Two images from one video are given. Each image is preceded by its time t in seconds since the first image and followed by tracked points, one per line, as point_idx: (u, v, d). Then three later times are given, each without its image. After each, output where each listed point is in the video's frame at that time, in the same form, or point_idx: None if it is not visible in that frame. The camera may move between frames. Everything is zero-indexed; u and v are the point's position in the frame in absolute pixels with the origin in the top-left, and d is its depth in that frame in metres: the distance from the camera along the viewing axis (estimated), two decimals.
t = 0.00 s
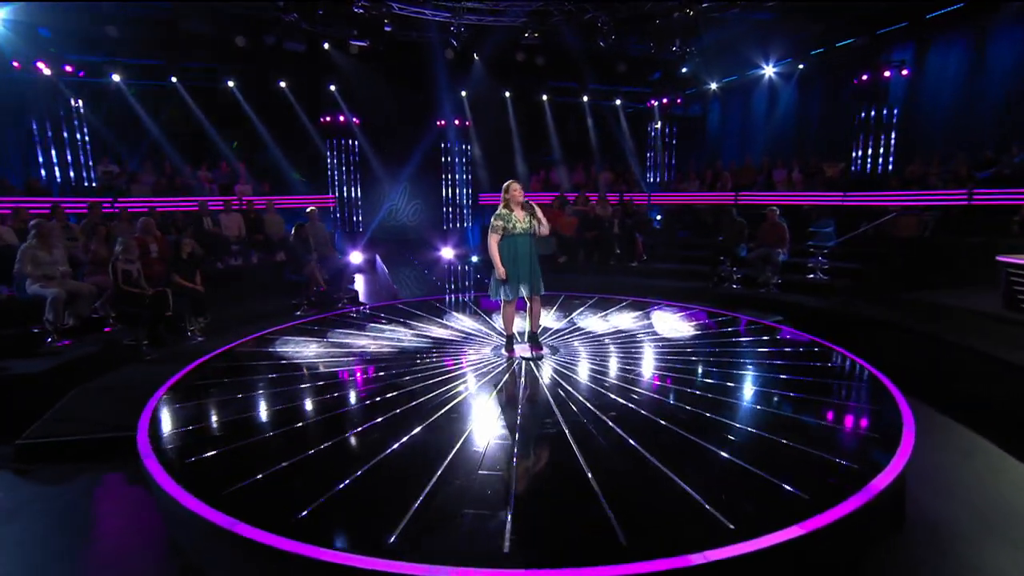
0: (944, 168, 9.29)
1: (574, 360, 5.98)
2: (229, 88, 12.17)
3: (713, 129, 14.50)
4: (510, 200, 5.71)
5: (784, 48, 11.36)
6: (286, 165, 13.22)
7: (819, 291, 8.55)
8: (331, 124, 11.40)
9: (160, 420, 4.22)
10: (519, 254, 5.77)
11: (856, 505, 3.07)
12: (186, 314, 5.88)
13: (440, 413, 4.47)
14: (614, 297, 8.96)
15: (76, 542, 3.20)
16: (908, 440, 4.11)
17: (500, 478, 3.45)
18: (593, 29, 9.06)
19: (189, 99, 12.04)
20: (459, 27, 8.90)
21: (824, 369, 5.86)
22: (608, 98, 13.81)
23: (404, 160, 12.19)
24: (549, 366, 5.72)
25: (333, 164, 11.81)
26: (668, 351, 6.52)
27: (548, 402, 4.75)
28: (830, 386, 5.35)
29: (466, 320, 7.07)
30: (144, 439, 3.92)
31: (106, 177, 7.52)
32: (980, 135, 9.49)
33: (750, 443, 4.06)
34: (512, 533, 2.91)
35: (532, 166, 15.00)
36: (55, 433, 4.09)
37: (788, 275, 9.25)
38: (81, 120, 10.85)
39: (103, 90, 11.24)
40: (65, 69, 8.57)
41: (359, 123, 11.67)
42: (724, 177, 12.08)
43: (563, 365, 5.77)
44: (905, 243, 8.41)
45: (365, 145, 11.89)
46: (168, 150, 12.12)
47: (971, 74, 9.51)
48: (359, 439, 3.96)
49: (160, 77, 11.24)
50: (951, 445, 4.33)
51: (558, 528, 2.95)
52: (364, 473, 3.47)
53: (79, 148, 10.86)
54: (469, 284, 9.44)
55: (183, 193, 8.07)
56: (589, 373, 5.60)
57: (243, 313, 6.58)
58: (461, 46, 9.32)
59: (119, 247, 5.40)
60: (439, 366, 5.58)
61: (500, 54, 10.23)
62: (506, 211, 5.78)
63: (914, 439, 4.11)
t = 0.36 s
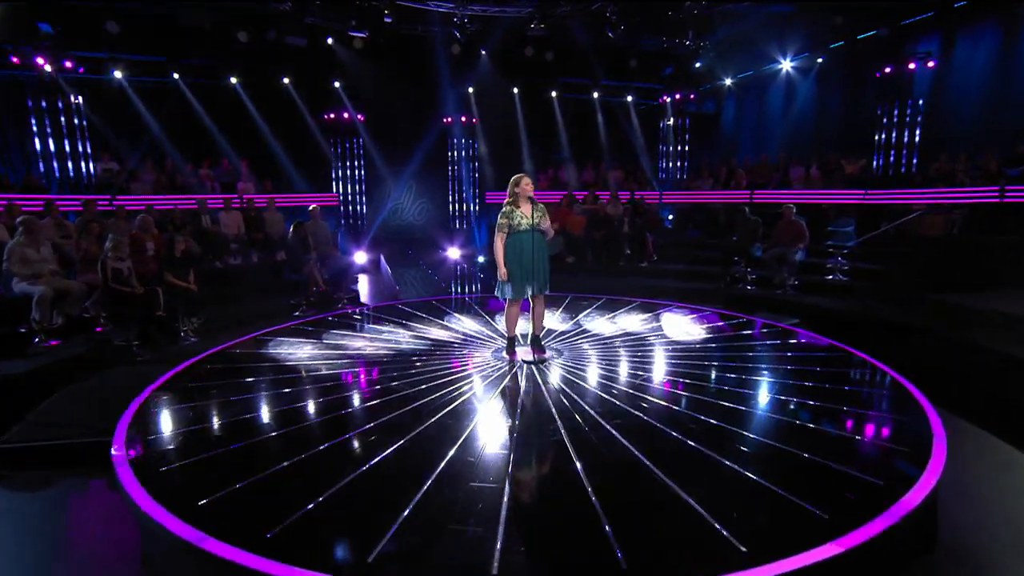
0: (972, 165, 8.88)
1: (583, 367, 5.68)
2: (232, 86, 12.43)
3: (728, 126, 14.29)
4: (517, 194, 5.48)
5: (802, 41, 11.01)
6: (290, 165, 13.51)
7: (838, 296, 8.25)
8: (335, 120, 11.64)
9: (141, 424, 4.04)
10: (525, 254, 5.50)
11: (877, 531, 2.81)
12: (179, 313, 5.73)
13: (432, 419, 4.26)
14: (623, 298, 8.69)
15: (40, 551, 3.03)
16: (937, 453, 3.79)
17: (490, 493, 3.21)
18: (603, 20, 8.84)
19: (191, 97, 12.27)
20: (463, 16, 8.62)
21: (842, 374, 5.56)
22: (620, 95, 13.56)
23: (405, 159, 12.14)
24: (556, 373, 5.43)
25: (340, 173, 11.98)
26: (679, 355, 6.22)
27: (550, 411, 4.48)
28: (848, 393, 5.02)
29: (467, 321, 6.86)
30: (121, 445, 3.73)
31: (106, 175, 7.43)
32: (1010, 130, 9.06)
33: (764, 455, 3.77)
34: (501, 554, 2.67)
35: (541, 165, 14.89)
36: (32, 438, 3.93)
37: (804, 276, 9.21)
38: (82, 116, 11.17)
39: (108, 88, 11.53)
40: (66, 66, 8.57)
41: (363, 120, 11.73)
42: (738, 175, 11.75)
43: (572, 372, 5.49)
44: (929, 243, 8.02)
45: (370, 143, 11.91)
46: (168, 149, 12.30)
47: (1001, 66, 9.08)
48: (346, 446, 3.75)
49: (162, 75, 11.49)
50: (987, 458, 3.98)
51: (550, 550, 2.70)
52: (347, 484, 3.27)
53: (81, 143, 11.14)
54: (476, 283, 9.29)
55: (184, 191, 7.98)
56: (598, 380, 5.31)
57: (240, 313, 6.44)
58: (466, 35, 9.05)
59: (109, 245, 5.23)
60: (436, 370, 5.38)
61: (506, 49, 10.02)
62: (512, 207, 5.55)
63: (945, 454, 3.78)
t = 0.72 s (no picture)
0: (1007, 159, 8.41)
1: (592, 373, 5.36)
2: (235, 81, 12.54)
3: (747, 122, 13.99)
4: (522, 188, 5.20)
5: (824, 32, 10.56)
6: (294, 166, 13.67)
7: (861, 298, 7.85)
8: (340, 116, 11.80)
9: (122, 429, 3.87)
10: (527, 251, 5.21)
11: (909, 557, 2.53)
12: (171, 313, 5.54)
13: (428, 422, 4.10)
14: (633, 299, 8.39)
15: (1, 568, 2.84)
16: (976, 468, 3.45)
17: (487, 499, 3.05)
18: (612, 9, 8.59)
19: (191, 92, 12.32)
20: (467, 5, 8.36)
21: (865, 378, 5.25)
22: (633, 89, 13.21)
23: (407, 156, 12.29)
24: (564, 381, 5.11)
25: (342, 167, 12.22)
26: (692, 360, 5.90)
27: (553, 418, 4.24)
28: (871, 400, 4.69)
29: (469, 322, 6.63)
30: (103, 450, 3.58)
31: (104, 172, 7.25)
32: None
33: (779, 462, 3.54)
34: None
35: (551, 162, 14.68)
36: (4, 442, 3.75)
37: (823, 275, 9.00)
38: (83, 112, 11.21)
39: (109, 83, 11.52)
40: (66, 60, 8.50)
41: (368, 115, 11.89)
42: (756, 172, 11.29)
43: (583, 379, 5.18)
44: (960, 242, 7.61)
45: (374, 140, 12.10)
46: (170, 148, 12.36)
47: None
48: (339, 449, 3.61)
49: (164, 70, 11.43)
50: None
51: (548, 569, 2.48)
52: (339, 488, 3.12)
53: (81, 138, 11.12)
54: (481, 283, 9.08)
55: (184, 189, 7.82)
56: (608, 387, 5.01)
57: (236, 312, 6.25)
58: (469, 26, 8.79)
59: (98, 241, 5.09)
60: (433, 373, 5.18)
61: (512, 42, 9.86)
62: (516, 202, 5.26)
63: (984, 466, 3.45)
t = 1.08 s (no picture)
0: None
1: (601, 381, 5.01)
2: (235, 76, 12.39)
3: (763, 118, 13.66)
4: (520, 184, 4.95)
5: (846, 24, 10.15)
6: (293, 164, 13.59)
7: (883, 300, 7.47)
8: (344, 111, 11.45)
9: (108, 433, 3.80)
10: (524, 251, 4.99)
11: None
12: (163, 314, 5.37)
13: (428, 424, 4.04)
14: (643, 301, 8.11)
15: None
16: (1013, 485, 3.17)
17: (481, 500, 3.01)
18: None
19: (190, 87, 12.29)
20: None
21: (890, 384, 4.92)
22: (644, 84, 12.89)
23: (409, 154, 11.90)
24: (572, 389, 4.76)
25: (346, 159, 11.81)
26: (706, 364, 5.60)
27: (552, 425, 4.02)
28: (897, 409, 4.35)
29: (470, 325, 6.38)
30: (98, 451, 3.56)
31: (103, 169, 7.10)
32: None
33: (785, 465, 3.42)
34: None
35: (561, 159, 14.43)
36: None
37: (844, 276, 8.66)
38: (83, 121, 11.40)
39: (106, 79, 11.52)
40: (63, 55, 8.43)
41: (372, 111, 11.57)
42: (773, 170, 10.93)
43: (591, 388, 4.82)
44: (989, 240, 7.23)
45: (376, 135, 11.75)
46: (166, 145, 12.43)
47: None
48: (339, 451, 3.59)
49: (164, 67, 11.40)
50: None
51: None
52: (334, 490, 3.11)
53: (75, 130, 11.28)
54: (487, 283, 8.87)
55: (184, 186, 7.68)
56: (617, 394, 4.70)
57: (231, 313, 6.08)
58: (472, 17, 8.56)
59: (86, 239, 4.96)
60: (429, 377, 4.98)
61: (520, 36, 9.74)
62: (515, 197, 5.03)
63: None
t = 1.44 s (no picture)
0: None
1: (613, 391, 4.64)
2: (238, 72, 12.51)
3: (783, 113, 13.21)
4: (522, 180, 4.73)
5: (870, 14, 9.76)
6: (295, 161, 13.61)
7: (908, 303, 7.13)
8: (349, 108, 11.05)
9: (91, 437, 3.65)
10: (525, 252, 4.78)
11: None
12: (158, 314, 5.29)
13: (431, 426, 3.89)
14: (655, 303, 7.84)
15: None
16: None
17: (481, 501, 2.91)
18: None
19: (192, 82, 12.34)
20: None
21: (917, 392, 4.61)
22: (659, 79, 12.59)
23: (414, 153, 12.17)
24: (583, 400, 4.41)
25: (352, 158, 11.34)
26: (721, 370, 5.31)
27: (551, 432, 3.80)
28: (919, 420, 4.03)
29: (473, 327, 6.17)
30: (92, 453, 3.45)
31: (104, 167, 7.05)
32: None
33: (807, 473, 3.23)
34: None
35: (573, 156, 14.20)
36: None
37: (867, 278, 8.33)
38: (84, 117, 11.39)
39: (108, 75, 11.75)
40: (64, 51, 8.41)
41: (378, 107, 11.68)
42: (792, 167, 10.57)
43: (603, 399, 4.45)
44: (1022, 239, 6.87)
45: (383, 133, 12.03)
46: (165, 142, 12.59)
47: None
48: (342, 455, 3.45)
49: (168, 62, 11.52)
50: None
51: None
52: (334, 491, 3.01)
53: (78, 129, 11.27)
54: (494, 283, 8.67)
55: (186, 184, 7.60)
56: (628, 403, 4.39)
57: (230, 313, 5.95)
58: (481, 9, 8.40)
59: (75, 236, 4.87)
60: (431, 381, 4.78)
61: (530, 29, 9.64)
62: (517, 194, 4.78)
63: None
